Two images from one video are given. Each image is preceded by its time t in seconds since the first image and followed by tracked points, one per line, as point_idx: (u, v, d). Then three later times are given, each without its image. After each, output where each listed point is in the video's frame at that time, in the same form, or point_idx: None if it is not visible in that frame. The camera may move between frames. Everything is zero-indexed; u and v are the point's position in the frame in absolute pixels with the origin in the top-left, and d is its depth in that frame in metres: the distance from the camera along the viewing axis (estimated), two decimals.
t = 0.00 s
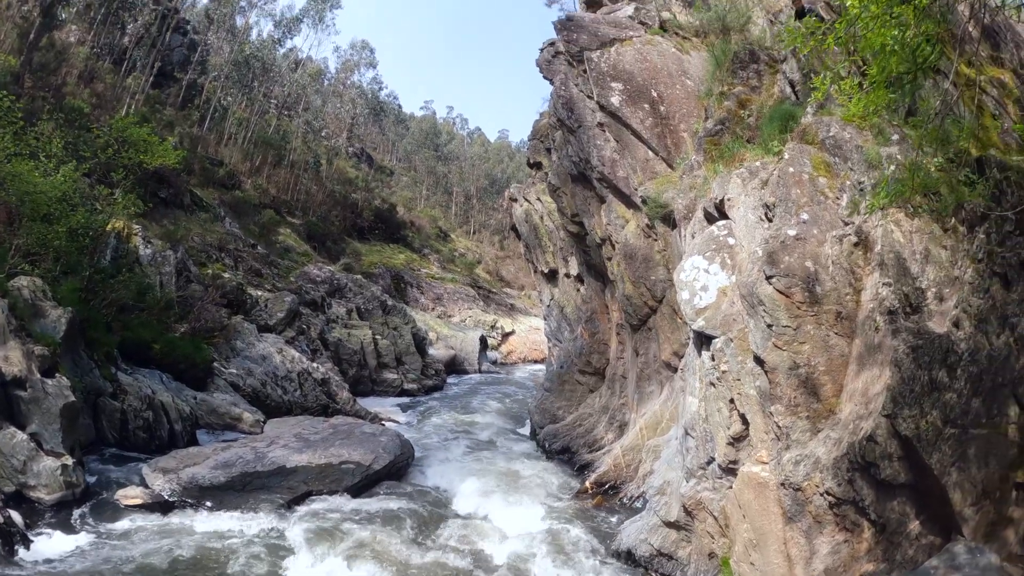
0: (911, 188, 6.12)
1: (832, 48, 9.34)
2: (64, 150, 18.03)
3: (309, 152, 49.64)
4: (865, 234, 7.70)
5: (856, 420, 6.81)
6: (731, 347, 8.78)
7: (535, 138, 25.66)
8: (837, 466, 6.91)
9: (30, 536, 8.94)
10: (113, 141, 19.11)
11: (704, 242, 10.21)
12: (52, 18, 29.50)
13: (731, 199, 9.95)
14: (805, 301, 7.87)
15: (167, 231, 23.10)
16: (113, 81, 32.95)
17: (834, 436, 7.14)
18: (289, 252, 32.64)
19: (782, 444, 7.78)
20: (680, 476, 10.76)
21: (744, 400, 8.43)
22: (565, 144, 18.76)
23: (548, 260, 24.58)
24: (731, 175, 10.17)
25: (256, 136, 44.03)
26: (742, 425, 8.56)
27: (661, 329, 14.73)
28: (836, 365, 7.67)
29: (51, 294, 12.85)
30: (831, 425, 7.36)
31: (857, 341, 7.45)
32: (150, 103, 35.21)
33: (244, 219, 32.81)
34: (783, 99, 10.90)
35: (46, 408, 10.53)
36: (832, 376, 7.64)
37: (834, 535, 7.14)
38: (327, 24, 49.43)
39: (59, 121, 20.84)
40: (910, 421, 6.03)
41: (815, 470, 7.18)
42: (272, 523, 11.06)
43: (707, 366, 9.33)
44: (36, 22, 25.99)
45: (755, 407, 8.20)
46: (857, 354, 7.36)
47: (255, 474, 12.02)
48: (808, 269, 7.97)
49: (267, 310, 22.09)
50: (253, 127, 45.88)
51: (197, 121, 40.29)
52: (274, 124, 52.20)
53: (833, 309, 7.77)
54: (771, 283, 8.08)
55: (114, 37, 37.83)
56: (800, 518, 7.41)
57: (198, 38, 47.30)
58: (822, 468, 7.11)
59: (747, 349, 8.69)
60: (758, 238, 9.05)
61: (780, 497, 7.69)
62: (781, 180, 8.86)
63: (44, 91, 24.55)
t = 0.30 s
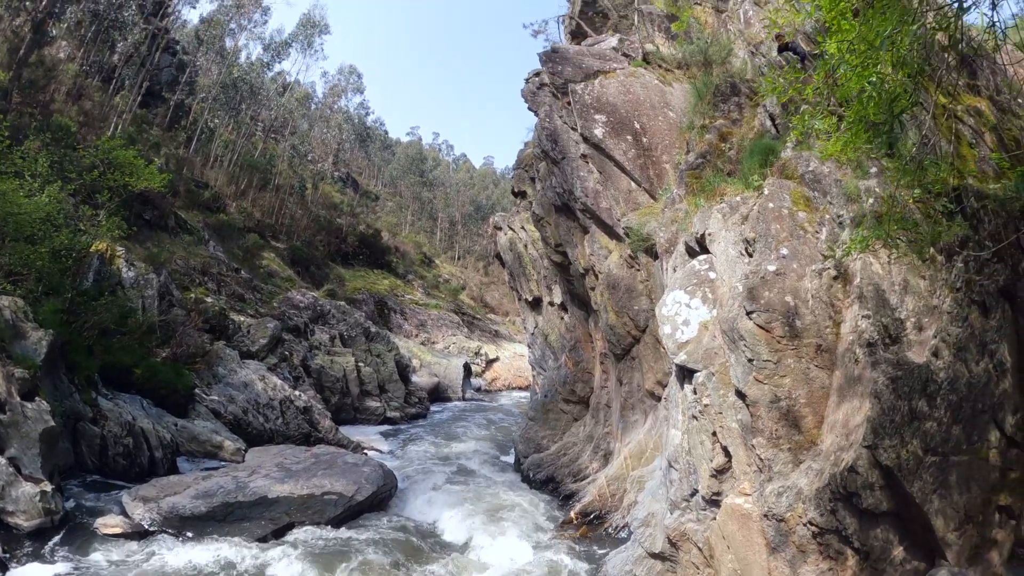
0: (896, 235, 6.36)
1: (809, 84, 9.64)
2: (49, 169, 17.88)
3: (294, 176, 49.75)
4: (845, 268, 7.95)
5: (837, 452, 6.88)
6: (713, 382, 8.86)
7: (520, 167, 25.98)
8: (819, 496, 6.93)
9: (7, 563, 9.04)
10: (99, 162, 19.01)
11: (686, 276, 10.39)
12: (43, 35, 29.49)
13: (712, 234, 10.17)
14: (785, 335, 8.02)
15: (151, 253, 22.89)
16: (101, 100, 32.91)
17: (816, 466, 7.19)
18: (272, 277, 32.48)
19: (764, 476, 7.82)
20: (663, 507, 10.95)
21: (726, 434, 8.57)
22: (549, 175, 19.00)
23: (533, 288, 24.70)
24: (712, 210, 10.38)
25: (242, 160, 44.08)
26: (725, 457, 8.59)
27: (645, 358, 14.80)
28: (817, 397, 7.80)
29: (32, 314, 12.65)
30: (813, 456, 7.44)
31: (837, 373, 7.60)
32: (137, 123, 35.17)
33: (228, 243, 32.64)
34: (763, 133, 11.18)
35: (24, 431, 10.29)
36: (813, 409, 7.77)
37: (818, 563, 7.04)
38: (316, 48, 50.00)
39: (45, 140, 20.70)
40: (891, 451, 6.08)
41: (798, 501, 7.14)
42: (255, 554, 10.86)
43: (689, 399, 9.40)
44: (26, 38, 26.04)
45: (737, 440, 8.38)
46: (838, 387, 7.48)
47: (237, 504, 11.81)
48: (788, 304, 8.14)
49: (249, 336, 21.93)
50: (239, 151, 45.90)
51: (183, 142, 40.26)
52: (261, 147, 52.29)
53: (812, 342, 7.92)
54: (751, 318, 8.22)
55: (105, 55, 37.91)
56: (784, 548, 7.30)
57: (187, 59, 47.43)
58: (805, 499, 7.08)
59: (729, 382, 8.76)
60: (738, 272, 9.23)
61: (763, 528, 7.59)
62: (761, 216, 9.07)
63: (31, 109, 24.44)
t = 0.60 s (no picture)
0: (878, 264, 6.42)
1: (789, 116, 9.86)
2: (37, 189, 17.78)
3: (281, 200, 49.77)
4: (828, 296, 8.12)
5: (824, 478, 6.95)
6: (699, 411, 8.97)
7: (507, 193, 26.23)
8: (807, 521, 6.89)
9: None
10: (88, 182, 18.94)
11: (671, 305, 10.55)
12: (34, 54, 29.51)
13: (696, 263, 10.32)
14: (769, 364, 8.14)
15: (136, 275, 22.69)
16: (90, 118, 32.86)
17: (803, 492, 7.27)
18: (257, 300, 32.30)
19: (751, 503, 7.86)
20: (651, 535, 11.13)
21: (713, 462, 8.63)
22: (535, 202, 19.17)
23: (519, 314, 24.75)
24: (696, 240, 10.55)
25: (230, 182, 44.06)
26: (712, 485, 8.63)
27: (631, 385, 14.82)
28: (802, 424, 7.87)
29: (15, 334, 12.48)
30: (799, 482, 7.50)
31: (822, 400, 7.66)
32: (126, 143, 35.12)
33: (213, 265, 32.46)
34: (746, 162, 11.42)
35: (4, 453, 10.08)
36: (799, 435, 7.83)
37: None
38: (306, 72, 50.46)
39: (33, 158, 20.60)
40: (877, 475, 6.26)
41: (785, 527, 7.18)
42: None
43: (676, 427, 9.47)
44: (17, 56, 26.12)
45: (725, 468, 8.45)
46: (823, 413, 7.56)
47: (220, 533, 11.61)
48: (772, 332, 8.28)
49: (234, 361, 21.72)
50: (226, 173, 45.86)
51: (171, 162, 40.20)
52: (248, 170, 52.32)
53: (798, 369, 8.03)
54: (736, 348, 8.36)
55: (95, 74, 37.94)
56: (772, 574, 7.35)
57: (177, 80, 47.58)
58: (792, 525, 7.10)
59: (714, 411, 8.87)
60: (723, 301, 9.37)
61: (752, 554, 7.62)
62: (745, 246, 9.24)
63: (19, 128, 24.34)
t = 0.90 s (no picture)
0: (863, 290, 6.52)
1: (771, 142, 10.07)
2: (22, 206, 17.59)
3: (267, 220, 49.62)
4: (811, 317, 8.26)
5: (812, 498, 7.00)
6: (686, 434, 9.01)
7: (493, 216, 26.40)
8: (797, 542, 6.97)
9: None
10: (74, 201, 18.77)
11: (656, 330, 10.66)
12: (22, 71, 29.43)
13: (682, 287, 10.45)
14: (755, 386, 8.23)
15: (120, 295, 22.43)
16: (76, 135, 32.68)
17: (791, 513, 7.30)
18: (241, 321, 32.03)
19: (740, 525, 7.88)
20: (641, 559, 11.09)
21: (702, 485, 8.62)
22: (520, 226, 19.27)
23: (506, 336, 24.74)
24: (681, 264, 10.71)
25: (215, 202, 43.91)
26: (701, 508, 8.64)
27: (619, 408, 14.82)
28: (790, 445, 7.95)
29: None
30: (787, 503, 7.54)
31: (809, 421, 7.77)
32: (112, 160, 34.94)
33: (198, 286, 32.20)
34: (730, 186, 11.63)
35: None
36: (786, 456, 7.90)
37: None
38: (294, 94, 50.72)
39: (18, 176, 20.41)
40: (866, 494, 6.31)
41: (776, 547, 7.23)
42: None
43: (664, 451, 9.50)
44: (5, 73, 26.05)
45: (713, 490, 8.44)
46: (810, 434, 7.65)
47: (203, 559, 11.41)
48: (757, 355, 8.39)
49: (218, 384, 21.41)
50: (212, 193, 45.70)
51: (156, 180, 39.99)
52: (234, 190, 52.19)
53: (784, 391, 8.14)
54: (722, 371, 8.43)
55: (82, 90, 37.79)
56: None
57: (165, 99, 47.56)
58: (782, 546, 7.17)
59: (701, 434, 8.91)
60: (708, 324, 9.49)
61: None
62: (730, 269, 9.38)
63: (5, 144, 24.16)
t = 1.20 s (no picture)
0: (853, 299, 6.63)
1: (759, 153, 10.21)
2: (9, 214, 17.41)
3: (256, 231, 49.44)
4: (801, 327, 8.33)
5: (805, 507, 7.03)
6: (678, 445, 9.01)
7: (482, 227, 26.46)
8: (790, 551, 6.98)
9: None
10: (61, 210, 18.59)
11: (647, 340, 10.70)
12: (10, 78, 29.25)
13: (671, 297, 10.53)
14: (746, 397, 8.28)
15: (107, 305, 22.22)
16: (65, 143, 32.47)
17: (784, 522, 7.33)
18: (229, 332, 31.80)
19: (734, 535, 7.86)
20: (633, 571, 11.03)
21: (694, 495, 8.62)
22: (510, 236, 19.30)
23: (496, 347, 24.73)
24: (670, 275, 10.80)
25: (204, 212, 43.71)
26: (694, 518, 8.64)
27: (610, 418, 14.82)
28: (781, 454, 7.99)
29: None
30: (780, 512, 7.57)
31: (800, 429, 7.83)
32: (100, 169, 34.72)
33: (186, 296, 31.97)
34: (717, 198, 11.78)
35: None
36: (778, 465, 7.93)
37: None
38: (283, 104, 50.74)
39: (5, 184, 20.21)
40: (859, 501, 6.41)
41: (768, 556, 7.22)
42: None
43: (655, 462, 9.51)
44: None
45: (706, 500, 8.45)
46: (801, 442, 7.70)
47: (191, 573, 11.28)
48: (747, 364, 8.44)
49: (206, 396, 21.18)
50: (200, 203, 45.49)
51: (145, 189, 39.77)
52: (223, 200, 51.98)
53: (774, 401, 8.22)
54: (713, 382, 8.47)
55: (70, 99, 37.56)
56: None
57: (154, 108, 47.42)
58: (776, 554, 7.17)
59: (693, 445, 8.93)
60: (698, 334, 9.55)
61: None
62: (720, 278, 9.47)
63: None
